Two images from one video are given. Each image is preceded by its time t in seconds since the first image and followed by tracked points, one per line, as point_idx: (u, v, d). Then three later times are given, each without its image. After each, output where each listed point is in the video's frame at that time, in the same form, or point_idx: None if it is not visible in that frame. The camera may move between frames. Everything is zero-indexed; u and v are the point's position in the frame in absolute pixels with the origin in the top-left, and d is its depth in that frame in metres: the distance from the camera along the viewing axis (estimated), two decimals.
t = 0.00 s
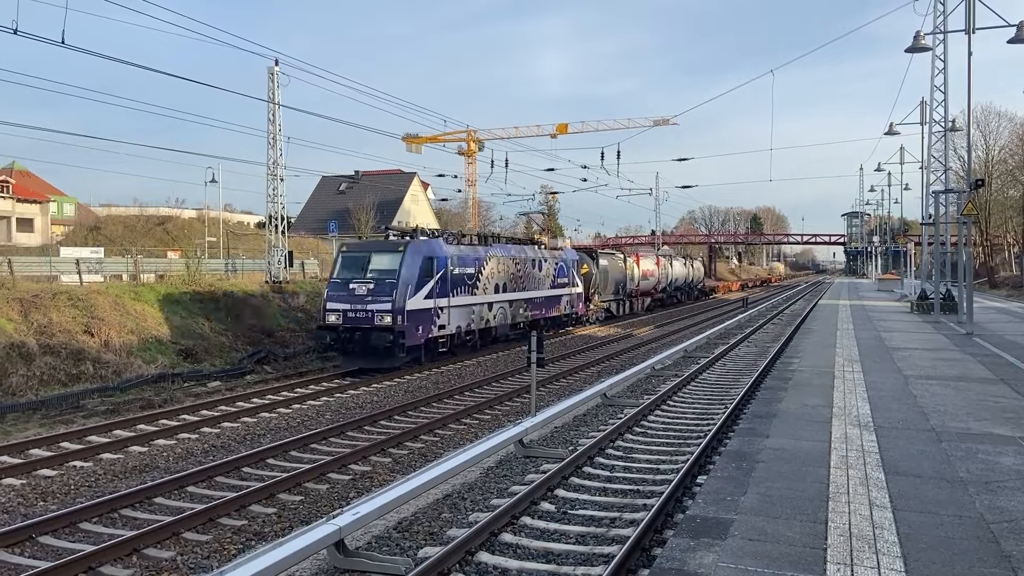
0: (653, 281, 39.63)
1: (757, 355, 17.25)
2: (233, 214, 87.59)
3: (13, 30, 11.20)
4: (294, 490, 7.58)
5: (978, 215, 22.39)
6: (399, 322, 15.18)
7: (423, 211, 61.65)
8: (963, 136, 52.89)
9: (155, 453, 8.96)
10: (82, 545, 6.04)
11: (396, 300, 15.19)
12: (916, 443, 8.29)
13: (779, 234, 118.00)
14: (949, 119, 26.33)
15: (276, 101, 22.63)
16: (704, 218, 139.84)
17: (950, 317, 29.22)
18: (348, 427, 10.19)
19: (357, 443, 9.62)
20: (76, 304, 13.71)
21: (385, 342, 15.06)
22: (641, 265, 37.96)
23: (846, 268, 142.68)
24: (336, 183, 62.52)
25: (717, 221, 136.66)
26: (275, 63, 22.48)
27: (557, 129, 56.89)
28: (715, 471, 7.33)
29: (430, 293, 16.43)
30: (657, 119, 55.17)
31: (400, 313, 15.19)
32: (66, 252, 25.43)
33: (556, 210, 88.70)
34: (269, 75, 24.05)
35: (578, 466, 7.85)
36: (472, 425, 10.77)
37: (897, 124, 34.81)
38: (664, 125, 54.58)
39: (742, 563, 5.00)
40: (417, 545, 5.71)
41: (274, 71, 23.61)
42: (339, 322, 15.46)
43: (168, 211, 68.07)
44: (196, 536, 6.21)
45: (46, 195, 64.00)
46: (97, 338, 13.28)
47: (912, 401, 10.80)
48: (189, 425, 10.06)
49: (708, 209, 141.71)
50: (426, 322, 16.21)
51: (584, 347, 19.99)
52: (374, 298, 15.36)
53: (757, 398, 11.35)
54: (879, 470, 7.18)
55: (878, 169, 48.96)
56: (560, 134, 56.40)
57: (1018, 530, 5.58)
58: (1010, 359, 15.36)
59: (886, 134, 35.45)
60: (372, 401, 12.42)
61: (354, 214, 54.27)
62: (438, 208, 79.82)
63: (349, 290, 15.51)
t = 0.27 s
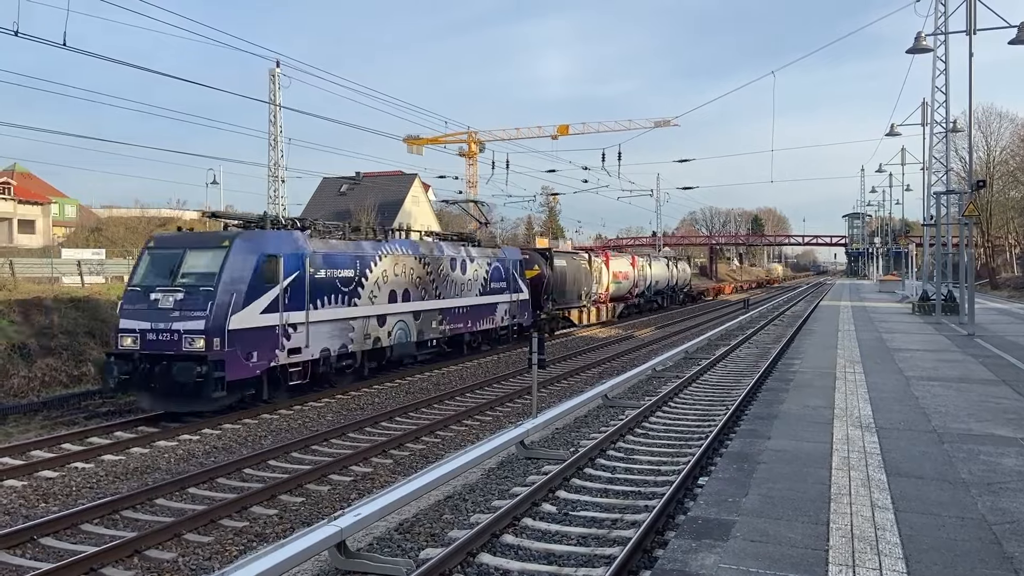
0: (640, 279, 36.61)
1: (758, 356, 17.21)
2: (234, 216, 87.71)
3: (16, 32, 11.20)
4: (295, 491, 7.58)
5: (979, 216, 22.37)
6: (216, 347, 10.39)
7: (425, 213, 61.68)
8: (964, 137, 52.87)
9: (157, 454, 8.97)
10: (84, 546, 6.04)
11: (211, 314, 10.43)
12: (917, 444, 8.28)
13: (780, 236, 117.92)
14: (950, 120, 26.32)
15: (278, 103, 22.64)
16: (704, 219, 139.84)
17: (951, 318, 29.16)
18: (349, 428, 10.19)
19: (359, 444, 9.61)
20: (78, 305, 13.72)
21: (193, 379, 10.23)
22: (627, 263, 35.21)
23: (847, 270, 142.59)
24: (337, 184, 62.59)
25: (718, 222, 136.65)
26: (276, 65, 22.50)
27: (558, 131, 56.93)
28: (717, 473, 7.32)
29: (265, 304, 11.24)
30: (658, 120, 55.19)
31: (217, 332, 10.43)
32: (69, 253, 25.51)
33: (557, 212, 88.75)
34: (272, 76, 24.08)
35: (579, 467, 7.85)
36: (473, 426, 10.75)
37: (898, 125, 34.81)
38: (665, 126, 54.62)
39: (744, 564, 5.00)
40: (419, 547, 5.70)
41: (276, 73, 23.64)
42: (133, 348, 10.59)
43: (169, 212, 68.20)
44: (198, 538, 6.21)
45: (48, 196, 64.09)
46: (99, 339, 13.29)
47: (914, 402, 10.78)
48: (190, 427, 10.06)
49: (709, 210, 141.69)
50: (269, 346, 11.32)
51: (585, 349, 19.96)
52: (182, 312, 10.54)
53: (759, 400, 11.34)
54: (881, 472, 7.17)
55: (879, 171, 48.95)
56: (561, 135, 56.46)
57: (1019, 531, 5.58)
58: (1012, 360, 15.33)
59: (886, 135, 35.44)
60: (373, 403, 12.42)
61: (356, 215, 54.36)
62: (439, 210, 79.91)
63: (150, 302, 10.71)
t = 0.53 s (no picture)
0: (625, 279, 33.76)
1: (759, 357, 17.18)
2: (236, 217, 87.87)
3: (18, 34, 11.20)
4: (297, 492, 7.58)
5: (980, 216, 22.32)
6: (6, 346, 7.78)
7: (426, 214, 61.68)
8: (965, 138, 52.83)
9: (158, 455, 8.97)
10: (85, 547, 6.05)
11: None
12: (919, 445, 8.26)
13: (781, 236, 117.82)
14: (952, 120, 26.29)
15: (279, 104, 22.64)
16: (705, 220, 139.80)
17: (953, 318, 29.09)
18: (350, 429, 10.20)
19: (360, 445, 9.61)
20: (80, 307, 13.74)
21: None
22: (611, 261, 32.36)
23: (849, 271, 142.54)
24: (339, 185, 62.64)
25: (719, 223, 136.65)
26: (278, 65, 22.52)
27: (558, 132, 56.96)
28: (718, 474, 7.31)
29: (25, 319, 7.97)
30: (659, 121, 55.20)
31: None
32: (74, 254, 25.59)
33: (558, 212, 88.75)
34: (273, 77, 24.13)
35: (580, 468, 7.84)
36: (474, 427, 10.75)
37: (900, 126, 34.79)
38: (666, 126, 54.63)
39: (745, 565, 5.00)
40: (420, 547, 5.70)
41: (278, 74, 23.69)
42: None
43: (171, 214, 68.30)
44: (200, 538, 6.21)
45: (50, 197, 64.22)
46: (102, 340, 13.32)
47: (915, 403, 10.76)
48: (192, 428, 10.07)
49: (710, 211, 141.66)
50: (61, 375, 8.34)
51: (586, 350, 19.94)
52: None
53: (760, 400, 11.32)
54: (882, 472, 7.16)
55: (881, 171, 48.92)
56: (562, 136, 56.48)
57: (1021, 532, 5.56)
58: (1014, 361, 15.30)
59: (888, 136, 35.44)
60: (374, 403, 12.41)
61: (357, 216, 54.40)
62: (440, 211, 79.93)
63: None
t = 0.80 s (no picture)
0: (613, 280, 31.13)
1: (760, 358, 17.17)
2: (238, 218, 88.07)
3: (18, 35, 11.19)
4: (298, 493, 7.59)
5: (982, 217, 22.30)
6: None
7: (427, 214, 61.71)
8: (966, 138, 52.80)
9: (160, 455, 8.99)
10: (87, 548, 6.05)
11: None
12: (920, 445, 8.26)
13: (782, 237, 117.72)
14: (952, 121, 26.26)
15: (280, 105, 22.68)
16: (706, 221, 139.75)
17: (954, 319, 29.05)
18: (352, 430, 10.21)
19: (361, 445, 9.63)
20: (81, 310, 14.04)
21: None
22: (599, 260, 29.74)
23: (850, 271, 142.49)
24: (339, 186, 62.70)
25: (720, 224, 136.61)
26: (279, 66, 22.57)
27: (558, 133, 56.98)
28: (720, 474, 7.31)
29: None
30: (659, 122, 55.22)
31: None
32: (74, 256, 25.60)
33: (559, 213, 88.75)
34: (273, 78, 24.16)
35: (582, 468, 7.85)
36: (476, 427, 10.75)
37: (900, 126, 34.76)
38: (667, 127, 54.62)
39: (746, 565, 5.00)
40: (421, 548, 5.71)
41: (278, 74, 23.72)
42: None
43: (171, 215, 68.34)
44: (201, 539, 6.21)
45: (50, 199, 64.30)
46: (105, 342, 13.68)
47: (916, 404, 10.76)
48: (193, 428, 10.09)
49: (711, 212, 141.60)
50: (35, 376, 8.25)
51: (587, 350, 19.95)
52: None
53: (761, 401, 11.32)
54: (884, 473, 7.16)
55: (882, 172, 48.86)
56: (563, 137, 56.50)
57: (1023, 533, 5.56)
58: (1015, 362, 15.29)
59: (888, 136, 35.45)
60: (375, 404, 12.41)
61: (358, 217, 54.41)
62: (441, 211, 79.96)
63: None
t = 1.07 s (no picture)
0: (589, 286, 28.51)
1: (761, 358, 17.18)
2: (239, 218, 88.13)
3: (19, 36, 11.19)
4: (298, 493, 7.58)
5: (982, 217, 22.30)
6: None
7: (427, 215, 61.73)
8: (967, 138, 52.78)
9: (161, 456, 8.99)
10: (87, 548, 6.04)
11: None
12: (921, 446, 8.25)
13: (783, 237, 117.70)
14: (953, 121, 26.26)
15: (280, 105, 22.70)
16: (707, 221, 139.70)
17: (955, 319, 29.03)
18: (352, 430, 10.21)
19: (362, 445, 9.63)
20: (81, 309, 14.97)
21: None
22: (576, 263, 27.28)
23: (851, 271, 142.46)
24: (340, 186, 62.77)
25: (721, 224, 136.56)
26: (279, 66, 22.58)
27: (559, 133, 56.98)
28: (720, 474, 7.30)
29: None
30: (660, 122, 55.22)
31: None
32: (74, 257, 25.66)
33: (559, 213, 88.80)
34: (274, 79, 24.17)
35: (582, 468, 7.84)
36: (476, 427, 10.75)
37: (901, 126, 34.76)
38: (667, 127, 54.65)
39: (748, 565, 5.00)
40: (422, 548, 5.71)
41: (279, 74, 23.72)
42: None
43: (172, 215, 68.43)
44: (201, 539, 6.21)
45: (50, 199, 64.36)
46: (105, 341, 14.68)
47: (918, 404, 10.75)
48: (194, 429, 10.10)
49: (712, 212, 141.59)
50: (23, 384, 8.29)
51: (588, 350, 19.96)
52: None
53: (762, 401, 11.32)
54: (885, 473, 7.15)
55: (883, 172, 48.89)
56: (563, 136, 56.53)
57: None
58: (1016, 362, 15.26)
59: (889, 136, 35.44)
60: (375, 404, 12.40)
61: (359, 217, 54.44)
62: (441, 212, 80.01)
63: None
